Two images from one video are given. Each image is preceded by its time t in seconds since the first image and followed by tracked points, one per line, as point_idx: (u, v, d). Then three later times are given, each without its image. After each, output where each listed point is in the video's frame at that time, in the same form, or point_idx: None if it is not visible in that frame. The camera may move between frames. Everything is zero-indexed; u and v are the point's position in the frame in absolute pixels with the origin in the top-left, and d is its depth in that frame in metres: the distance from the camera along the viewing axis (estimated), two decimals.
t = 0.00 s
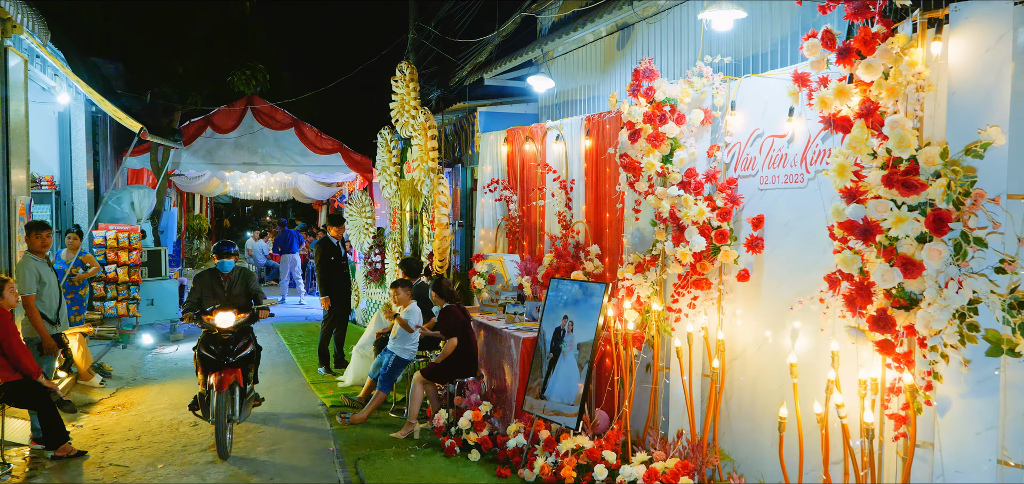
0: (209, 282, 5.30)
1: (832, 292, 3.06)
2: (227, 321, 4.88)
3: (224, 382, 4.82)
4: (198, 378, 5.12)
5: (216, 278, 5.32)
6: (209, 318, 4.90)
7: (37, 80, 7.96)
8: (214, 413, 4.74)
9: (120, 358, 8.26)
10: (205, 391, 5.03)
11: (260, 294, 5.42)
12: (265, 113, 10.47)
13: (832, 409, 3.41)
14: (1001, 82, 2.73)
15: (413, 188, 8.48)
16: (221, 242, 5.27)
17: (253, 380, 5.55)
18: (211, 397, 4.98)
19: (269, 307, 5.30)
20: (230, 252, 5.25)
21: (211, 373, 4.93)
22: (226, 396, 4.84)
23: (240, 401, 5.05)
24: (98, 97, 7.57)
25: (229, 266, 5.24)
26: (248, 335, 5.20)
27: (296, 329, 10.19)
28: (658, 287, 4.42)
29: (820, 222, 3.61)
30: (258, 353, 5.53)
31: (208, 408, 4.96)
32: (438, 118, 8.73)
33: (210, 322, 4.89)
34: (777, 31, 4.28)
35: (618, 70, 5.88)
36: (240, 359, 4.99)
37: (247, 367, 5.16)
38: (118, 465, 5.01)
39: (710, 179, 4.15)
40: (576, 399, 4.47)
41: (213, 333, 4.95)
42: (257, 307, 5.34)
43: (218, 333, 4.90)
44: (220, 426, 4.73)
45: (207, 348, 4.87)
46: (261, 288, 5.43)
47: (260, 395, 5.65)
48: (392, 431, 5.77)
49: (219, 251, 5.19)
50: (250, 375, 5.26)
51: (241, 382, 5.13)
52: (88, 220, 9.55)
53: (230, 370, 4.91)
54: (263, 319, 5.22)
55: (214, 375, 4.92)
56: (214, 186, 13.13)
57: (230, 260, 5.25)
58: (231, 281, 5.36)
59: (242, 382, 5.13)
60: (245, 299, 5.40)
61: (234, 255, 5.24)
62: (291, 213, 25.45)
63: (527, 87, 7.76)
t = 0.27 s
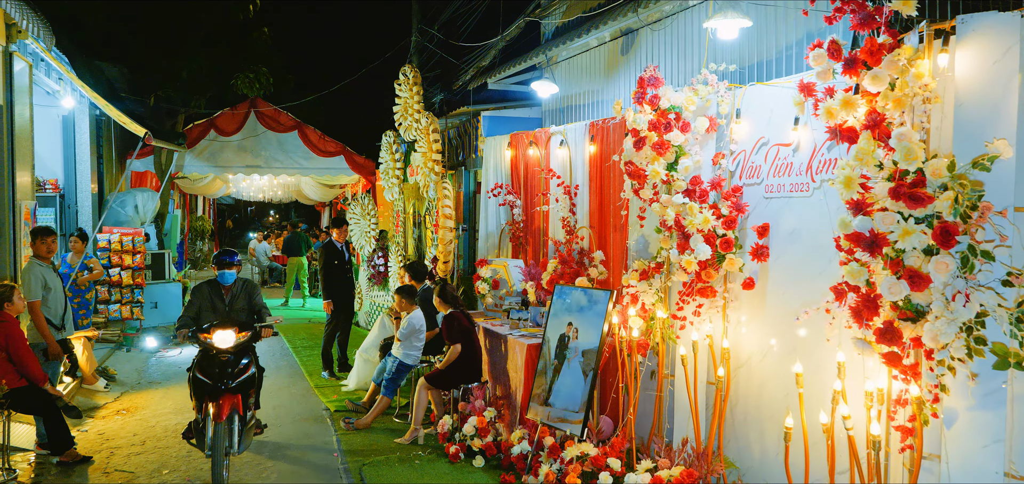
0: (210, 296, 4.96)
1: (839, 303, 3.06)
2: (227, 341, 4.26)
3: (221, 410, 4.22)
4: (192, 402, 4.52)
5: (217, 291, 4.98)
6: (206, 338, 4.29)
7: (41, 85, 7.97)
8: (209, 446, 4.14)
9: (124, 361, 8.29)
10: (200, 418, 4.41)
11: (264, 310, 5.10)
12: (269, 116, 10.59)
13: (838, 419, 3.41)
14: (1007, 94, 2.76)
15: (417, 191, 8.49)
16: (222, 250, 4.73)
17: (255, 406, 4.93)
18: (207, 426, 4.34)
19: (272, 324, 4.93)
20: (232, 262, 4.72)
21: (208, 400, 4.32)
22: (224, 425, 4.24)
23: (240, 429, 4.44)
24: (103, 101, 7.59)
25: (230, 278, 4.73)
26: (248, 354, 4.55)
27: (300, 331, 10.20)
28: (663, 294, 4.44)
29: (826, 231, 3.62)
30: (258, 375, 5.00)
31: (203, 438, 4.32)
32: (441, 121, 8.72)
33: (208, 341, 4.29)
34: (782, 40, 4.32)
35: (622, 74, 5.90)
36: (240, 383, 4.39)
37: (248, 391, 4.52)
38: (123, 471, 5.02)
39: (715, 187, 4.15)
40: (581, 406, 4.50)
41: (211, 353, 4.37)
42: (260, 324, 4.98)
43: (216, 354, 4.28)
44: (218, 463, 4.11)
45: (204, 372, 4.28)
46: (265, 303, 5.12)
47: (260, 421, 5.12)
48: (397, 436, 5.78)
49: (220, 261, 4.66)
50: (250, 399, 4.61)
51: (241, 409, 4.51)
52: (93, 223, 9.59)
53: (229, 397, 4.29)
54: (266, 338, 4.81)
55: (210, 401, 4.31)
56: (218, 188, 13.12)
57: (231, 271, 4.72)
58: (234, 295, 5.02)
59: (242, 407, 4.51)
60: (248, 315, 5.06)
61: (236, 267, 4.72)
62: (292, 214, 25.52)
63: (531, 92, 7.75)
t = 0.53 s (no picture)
0: (210, 312, 4.38)
1: (848, 316, 3.06)
2: (231, 364, 3.95)
3: (225, 440, 3.90)
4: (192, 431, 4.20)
5: (220, 305, 4.40)
6: (208, 359, 3.98)
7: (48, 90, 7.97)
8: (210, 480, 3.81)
9: (131, 365, 8.32)
10: (200, 448, 4.08)
11: (270, 327, 4.52)
12: (274, 120, 10.48)
13: (848, 431, 3.40)
14: (1017, 110, 2.77)
15: (422, 195, 8.51)
16: (224, 262, 4.37)
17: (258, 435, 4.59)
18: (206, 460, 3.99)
19: (280, 344, 4.44)
20: (236, 274, 4.35)
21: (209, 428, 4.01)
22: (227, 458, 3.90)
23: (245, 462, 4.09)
24: (108, 106, 7.61)
25: (233, 292, 4.31)
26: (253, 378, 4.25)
27: (305, 335, 10.21)
28: (670, 302, 4.44)
29: (835, 241, 3.61)
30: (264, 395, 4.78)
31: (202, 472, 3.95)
32: (446, 126, 8.70)
33: (210, 362, 3.98)
34: (789, 47, 4.32)
35: (628, 79, 5.90)
36: (245, 410, 4.08)
37: (253, 420, 4.19)
38: (130, 477, 5.04)
39: (723, 196, 4.15)
40: (588, 414, 4.49)
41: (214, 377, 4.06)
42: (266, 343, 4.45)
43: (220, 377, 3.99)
44: None
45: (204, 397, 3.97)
46: (271, 319, 4.54)
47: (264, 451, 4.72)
48: (403, 443, 5.79)
49: (222, 274, 4.30)
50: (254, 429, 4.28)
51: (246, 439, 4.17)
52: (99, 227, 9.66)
53: (233, 426, 3.98)
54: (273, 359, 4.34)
55: (212, 431, 4.00)
56: (223, 190, 13.14)
57: (236, 284, 4.34)
58: (237, 310, 4.43)
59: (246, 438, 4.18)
60: (253, 332, 4.50)
61: (241, 280, 4.36)
62: (297, 216, 25.61)
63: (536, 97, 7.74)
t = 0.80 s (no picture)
0: (214, 331, 3.85)
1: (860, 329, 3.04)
2: (240, 392, 3.53)
3: (236, 478, 3.46)
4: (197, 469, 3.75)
5: (226, 325, 3.87)
6: (215, 385, 3.58)
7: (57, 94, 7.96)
8: None
9: (138, 369, 8.35)
10: None
11: (281, 349, 4.00)
12: (281, 123, 10.53)
13: (859, 443, 3.40)
14: None
15: (428, 199, 8.51)
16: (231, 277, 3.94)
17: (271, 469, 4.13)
18: None
19: (293, 369, 3.91)
20: (243, 290, 3.89)
21: (216, 465, 3.57)
22: None
23: None
24: (118, 111, 7.63)
25: (240, 309, 3.84)
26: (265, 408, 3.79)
27: (312, 338, 10.23)
28: (679, 311, 4.44)
29: (847, 251, 3.60)
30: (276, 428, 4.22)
31: None
32: (453, 130, 8.68)
33: (216, 389, 3.57)
34: (799, 56, 4.31)
35: (635, 85, 5.90)
36: (255, 445, 3.63)
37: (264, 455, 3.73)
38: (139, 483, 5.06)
39: (732, 205, 4.15)
40: (597, 422, 4.50)
41: (219, 408, 3.62)
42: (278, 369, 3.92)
43: (227, 406, 3.58)
44: None
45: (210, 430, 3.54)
46: (282, 341, 4.03)
47: None
48: (411, 449, 5.80)
49: (227, 290, 3.85)
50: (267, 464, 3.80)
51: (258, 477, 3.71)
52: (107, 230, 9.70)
53: (244, 461, 3.55)
54: (284, 386, 3.89)
55: (220, 468, 3.56)
56: (229, 193, 13.16)
57: (243, 301, 3.88)
58: (245, 330, 3.91)
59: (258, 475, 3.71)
60: (261, 355, 3.96)
61: (248, 297, 3.90)
62: (301, 217, 25.70)
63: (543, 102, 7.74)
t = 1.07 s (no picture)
0: (220, 356, 3.65)
1: (876, 344, 3.03)
2: (253, 427, 3.33)
3: None
4: None
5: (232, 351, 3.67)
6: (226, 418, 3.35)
7: (67, 100, 7.98)
8: None
9: (148, 373, 8.40)
10: None
11: (295, 374, 3.76)
12: (288, 125, 10.53)
13: (875, 456, 3.39)
14: None
15: (436, 203, 8.52)
16: (239, 293, 3.65)
17: None
18: None
19: (312, 398, 3.69)
20: (250, 309, 3.58)
21: None
22: None
23: None
24: (127, 116, 7.66)
25: (248, 332, 3.60)
26: (280, 437, 3.63)
27: (320, 342, 10.25)
28: (691, 320, 4.44)
29: (862, 262, 3.58)
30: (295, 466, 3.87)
31: None
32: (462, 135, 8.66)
33: (227, 423, 3.34)
34: (811, 63, 4.28)
35: (645, 91, 5.88)
36: (270, 483, 3.52)
37: None
38: None
39: (745, 214, 4.14)
40: (608, 431, 4.49)
41: (230, 442, 3.45)
42: (294, 398, 3.68)
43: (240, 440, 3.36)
44: None
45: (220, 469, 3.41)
46: (296, 364, 3.78)
47: None
48: (421, 456, 5.81)
49: (233, 310, 3.55)
50: None
51: None
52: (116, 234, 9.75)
53: None
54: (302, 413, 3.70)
55: None
56: (236, 195, 13.20)
57: (252, 322, 3.60)
58: (253, 355, 3.68)
59: None
60: (274, 381, 3.75)
61: (257, 317, 3.61)
62: (307, 218, 25.83)
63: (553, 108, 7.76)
